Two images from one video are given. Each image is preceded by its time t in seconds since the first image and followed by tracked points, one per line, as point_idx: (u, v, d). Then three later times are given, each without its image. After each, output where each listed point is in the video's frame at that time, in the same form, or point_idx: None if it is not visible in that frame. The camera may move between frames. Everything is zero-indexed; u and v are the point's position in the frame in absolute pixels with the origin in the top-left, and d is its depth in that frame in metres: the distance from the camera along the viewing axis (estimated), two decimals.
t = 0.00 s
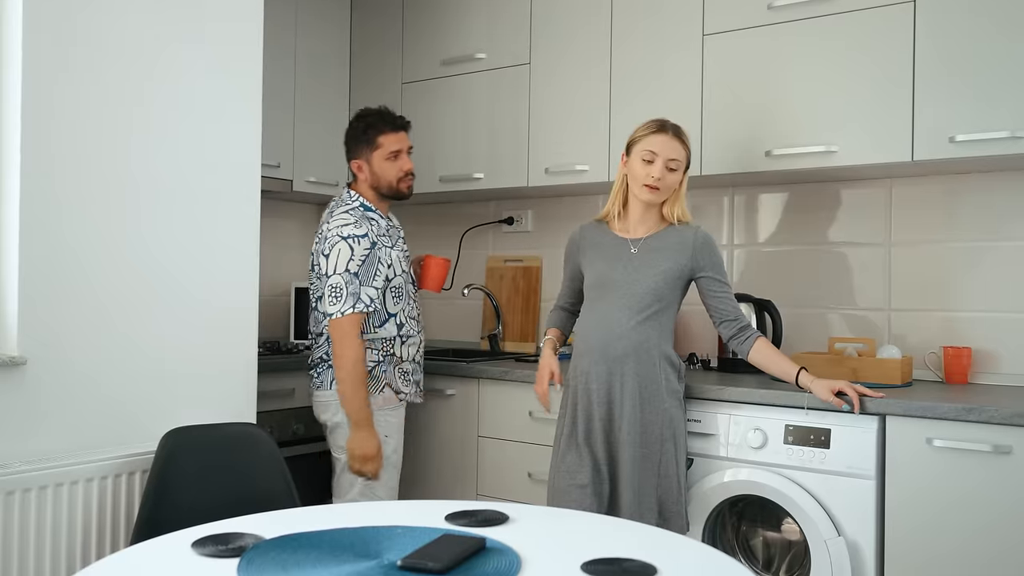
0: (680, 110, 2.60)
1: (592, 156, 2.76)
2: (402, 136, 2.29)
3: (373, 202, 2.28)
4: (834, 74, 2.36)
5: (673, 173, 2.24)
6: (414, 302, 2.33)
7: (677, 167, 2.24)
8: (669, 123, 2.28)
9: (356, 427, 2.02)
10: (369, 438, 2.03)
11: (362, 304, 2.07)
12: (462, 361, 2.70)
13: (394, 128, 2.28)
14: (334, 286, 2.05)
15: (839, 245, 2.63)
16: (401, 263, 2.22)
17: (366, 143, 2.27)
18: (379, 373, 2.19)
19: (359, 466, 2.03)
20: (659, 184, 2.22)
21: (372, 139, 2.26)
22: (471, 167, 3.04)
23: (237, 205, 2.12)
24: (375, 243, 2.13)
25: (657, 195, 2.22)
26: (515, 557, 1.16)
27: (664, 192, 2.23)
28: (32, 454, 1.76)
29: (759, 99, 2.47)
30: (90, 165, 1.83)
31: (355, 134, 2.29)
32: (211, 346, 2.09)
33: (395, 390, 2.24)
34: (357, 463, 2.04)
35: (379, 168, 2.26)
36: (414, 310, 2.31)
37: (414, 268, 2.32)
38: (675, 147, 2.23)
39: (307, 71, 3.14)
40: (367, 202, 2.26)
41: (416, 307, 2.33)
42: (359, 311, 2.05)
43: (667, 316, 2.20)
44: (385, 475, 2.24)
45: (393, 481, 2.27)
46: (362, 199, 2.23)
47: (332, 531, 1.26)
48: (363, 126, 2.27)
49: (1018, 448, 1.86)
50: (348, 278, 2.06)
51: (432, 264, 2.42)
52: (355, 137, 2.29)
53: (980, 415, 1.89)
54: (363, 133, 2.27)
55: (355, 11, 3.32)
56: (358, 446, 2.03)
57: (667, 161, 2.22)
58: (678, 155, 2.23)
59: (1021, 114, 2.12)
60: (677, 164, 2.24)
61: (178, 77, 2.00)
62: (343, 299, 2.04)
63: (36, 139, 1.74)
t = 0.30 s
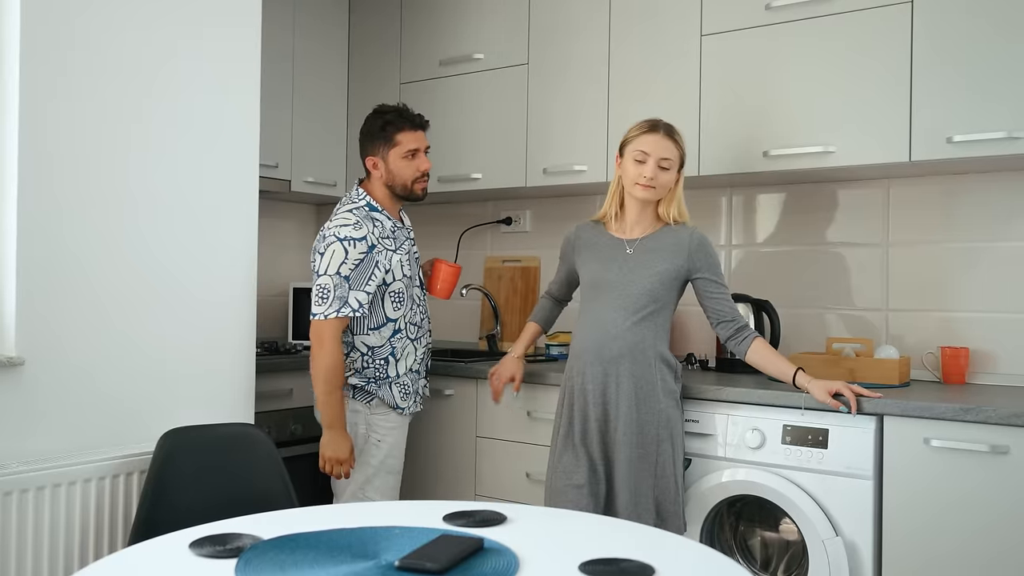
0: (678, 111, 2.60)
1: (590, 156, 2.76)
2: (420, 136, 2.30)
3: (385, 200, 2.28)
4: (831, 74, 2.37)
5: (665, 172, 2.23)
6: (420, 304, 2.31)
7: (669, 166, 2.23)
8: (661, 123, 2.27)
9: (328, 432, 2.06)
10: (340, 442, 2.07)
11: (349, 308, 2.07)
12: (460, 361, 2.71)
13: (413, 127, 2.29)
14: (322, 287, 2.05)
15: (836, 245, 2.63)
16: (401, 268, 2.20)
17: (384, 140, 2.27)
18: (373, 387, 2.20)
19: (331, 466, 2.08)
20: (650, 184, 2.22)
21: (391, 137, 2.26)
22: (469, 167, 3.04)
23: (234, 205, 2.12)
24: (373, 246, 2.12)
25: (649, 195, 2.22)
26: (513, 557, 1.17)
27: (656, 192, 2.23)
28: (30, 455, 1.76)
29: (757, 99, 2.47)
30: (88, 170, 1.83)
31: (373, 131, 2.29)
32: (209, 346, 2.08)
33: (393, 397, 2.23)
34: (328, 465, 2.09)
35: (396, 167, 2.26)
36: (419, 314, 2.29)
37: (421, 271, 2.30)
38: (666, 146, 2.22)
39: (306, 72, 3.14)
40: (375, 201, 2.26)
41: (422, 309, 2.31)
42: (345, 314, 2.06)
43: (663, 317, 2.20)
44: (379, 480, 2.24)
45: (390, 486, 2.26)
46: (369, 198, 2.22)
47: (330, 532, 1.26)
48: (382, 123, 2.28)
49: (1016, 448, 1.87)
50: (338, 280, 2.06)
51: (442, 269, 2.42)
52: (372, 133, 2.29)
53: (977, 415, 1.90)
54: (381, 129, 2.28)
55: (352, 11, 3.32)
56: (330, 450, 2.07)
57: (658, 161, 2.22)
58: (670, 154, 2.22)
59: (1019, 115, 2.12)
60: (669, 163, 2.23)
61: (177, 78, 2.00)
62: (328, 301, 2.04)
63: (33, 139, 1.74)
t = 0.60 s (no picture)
0: (678, 110, 2.60)
1: (590, 156, 2.76)
2: (417, 132, 2.30)
3: (384, 197, 2.28)
4: (831, 74, 2.37)
5: (655, 169, 2.23)
6: (422, 303, 2.31)
7: (660, 164, 2.23)
8: (655, 122, 2.28)
9: (344, 427, 2.11)
10: (356, 433, 2.12)
11: (348, 305, 2.08)
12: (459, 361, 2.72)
13: (410, 124, 2.29)
14: (322, 284, 2.06)
15: (836, 245, 2.63)
16: (401, 265, 2.20)
17: (381, 137, 2.27)
18: (374, 386, 2.20)
19: (351, 456, 2.13)
20: (639, 181, 2.22)
21: (389, 134, 2.26)
22: (469, 167, 3.04)
23: (234, 205, 2.12)
24: (372, 242, 2.12)
25: (638, 192, 2.22)
26: (513, 557, 1.16)
27: (646, 189, 2.23)
28: (29, 454, 1.76)
29: (757, 99, 2.47)
30: (87, 169, 1.83)
31: (371, 128, 2.29)
32: (209, 345, 2.08)
33: (395, 397, 2.23)
34: (347, 458, 2.14)
35: (393, 163, 2.26)
36: (420, 312, 2.29)
37: (423, 269, 2.30)
38: (656, 144, 2.22)
39: (305, 71, 3.14)
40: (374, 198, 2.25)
41: (424, 309, 2.31)
42: (344, 311, 2.07)
43: (660, 315, 2.20)
44: (379, 480, 2.23)
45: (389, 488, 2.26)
46: (368, 196, 2.23)
47: (331, 531, 1.26)
48: (379, 120, 2.28)
49: (1016, 448, 1.87)
50: (337, 277, 2.07)
51: (442, 268, 2.42)
52: (370, 131, 2.29)
53: (977, 415, 1.90)
54: (378, 127, 2.28)
55: (352, 11, 3.32)
56: (348, 445, 2.12)
57: (648, 158, 2.22)
58: (660, 151, 2.22)
59: (1019, 114, 2.12)
60: (659, 160, 2.23)
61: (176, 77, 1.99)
62: (328, 299, 2.05)
63: (32, 138, 1.73)
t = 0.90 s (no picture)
0: (677, 111, 2.60)
1: (590, 156, 2.76)
2: (418, 132, 2.30)
3: (384, 196, 2.28)
4: (831, 74, 2.37)
5: (639, 166, 2.23)
6: (422, 303, 2.31)
7: (644, 161, 2.23)
8: (640, 121, 2.28)
9: (343, 427, 2.10)
10: (354, 435, 2.11)
11: (349, 303, 2.07)
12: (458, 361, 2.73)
13: (411, 124, 2.29)
14: (323, 282, 2.06)
15: (836, 245, 2.63)
16: (401, 264, 2.20)
17: (382, 136, 2.27)
18: (374, 387, 2.20)
19: (348, 458, 2.13)
20: (623, 179, 2.23)
21: (390, 133, 2.26)
22: (468, 167, 3.04)
23: (233, 205, 2.12)
24: (372, 241, 2.12)
25: (624, 191, 2.22)
26: (513, 557, 1.16)
27: (632, 187, 2.23)
28: (29, 454, 1.76)
29: (756, 99, 2.47)
30: (86, 169, 1.83)
31: (371, 127, 2.29)
32: (208, 345, 2.08)
33: (395, 396, 2.23)
34: (345, 459, 2.13)
35: (394, 163, 2.26)
36: (420, 312, 2.30)
37: (422, 268, 2.30)
38: (638, 141, 2.23)
39: (305, 71, 3.14)
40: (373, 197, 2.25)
41: (423, 309, 2.31)
42: (345, 309, 2.06)
43: (656, 314, 2.20)
44: (379, 480, 2.23)
45: (389, 488, 2.26)
46: (368, 195, 2.23)
47: (331, 531, 1.26)
48: (381, 119, 2.28)
49: (1015, 448, 1.87)
50: (338, 275, 2.07)
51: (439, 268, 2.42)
52: (370, 130, 2.29)
53: (977, 415, 1.90)
54: (379, 126, 2.28)
55: (352, 11, 3.32)
56: (347, 445, 2.11)
57: (630, 156, 2.23)
58: (642, 148, 2.22)
59: (1019, 114, 2.12)
60: (644, 157, 2.23)
61: (174, 77, 1.99)
62: (329, 297, 2.05)
63: (29, 138, 1.73)
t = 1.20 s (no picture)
0: (675, 111, 2.61)
1: (588, 156, 2.76)
2: (416, 131, 2.29)
3: (382, 196, 2.28)
4: (830, 74, 2.37)
5: (631, 163, 2.22)
6: (422, 302, 2.31)
7: (636, 157, 2.22)
8: (631, 119, 2.28)
9: (338, 428, 2.11)
10: (350, 437, 2.12)
11: (349, 303, 2.07)
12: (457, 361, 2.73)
13: (410, 123, 2.29)
14: (323, 282, 2.06)
15: (835, 245, 2.63)
16: (400, 264, 2.20)
17: (380, 135, 2.27)
18: (374, 387, 2.20)
19: (343, 460, 2.13)
20: (616, 178, 2.23)
21: (388, 132, 2.26)
22: (467, 167, 3.04)
23: (232, 205, 2.12)
24: (371, 241, 2.12)
25: (617, 190, 2.22)
26: (512, 557, 1.16)
27: (625, 185, 2.22)
28: (28, 455, 1.76)
29: (755, 99, 2.48)
30: (85, 168, 1.83)
31: (369, 126, 2.28)
32: (205, 345, 2.08)
33: (395, 396, 2.23)
34: (340, 460, 2.13)
35: (392, 163, 2.26)
36: (420, 312, 2.30)
37: (421, 267, 2.31)
38: (628, 139, 2.22)
39: (304, 71, 3.14)
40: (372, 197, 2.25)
41: (423, 309, 2.31)
42: (345, 310, 2.06)
43: (654, 312, 2.19)
44: (378, 481, 2.23)
45: (388, 488, 2.26)
46: (366, 194, 2.23)
47: (330, 531, 1.26)
48: (379, 119, 2.27)
49: (1014, 448, 1.87)
50: (338, 275, 2.07)
51: (437, 267, 2.42)
52: (369, 129, 2.28)
53: (976, 415, 1.90)
54: (377, 125, 2.27)
55: (350, 11, 3.32)
56: (342, 446, 2.12)
57: (621, 155, 2.23)
58: (632, 146, 2.22)
59: (1018, 114, 2.13)
60: (635, 154, 2.22)
61: (172, 77, 1.99)
62: (329, 297, 2.05)
63: (28, 137, 1.73)
